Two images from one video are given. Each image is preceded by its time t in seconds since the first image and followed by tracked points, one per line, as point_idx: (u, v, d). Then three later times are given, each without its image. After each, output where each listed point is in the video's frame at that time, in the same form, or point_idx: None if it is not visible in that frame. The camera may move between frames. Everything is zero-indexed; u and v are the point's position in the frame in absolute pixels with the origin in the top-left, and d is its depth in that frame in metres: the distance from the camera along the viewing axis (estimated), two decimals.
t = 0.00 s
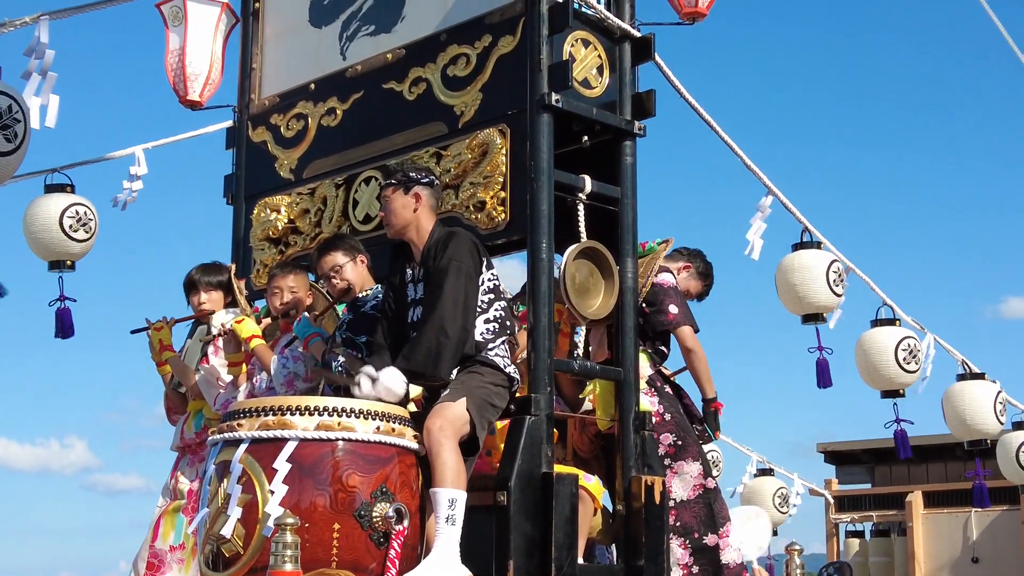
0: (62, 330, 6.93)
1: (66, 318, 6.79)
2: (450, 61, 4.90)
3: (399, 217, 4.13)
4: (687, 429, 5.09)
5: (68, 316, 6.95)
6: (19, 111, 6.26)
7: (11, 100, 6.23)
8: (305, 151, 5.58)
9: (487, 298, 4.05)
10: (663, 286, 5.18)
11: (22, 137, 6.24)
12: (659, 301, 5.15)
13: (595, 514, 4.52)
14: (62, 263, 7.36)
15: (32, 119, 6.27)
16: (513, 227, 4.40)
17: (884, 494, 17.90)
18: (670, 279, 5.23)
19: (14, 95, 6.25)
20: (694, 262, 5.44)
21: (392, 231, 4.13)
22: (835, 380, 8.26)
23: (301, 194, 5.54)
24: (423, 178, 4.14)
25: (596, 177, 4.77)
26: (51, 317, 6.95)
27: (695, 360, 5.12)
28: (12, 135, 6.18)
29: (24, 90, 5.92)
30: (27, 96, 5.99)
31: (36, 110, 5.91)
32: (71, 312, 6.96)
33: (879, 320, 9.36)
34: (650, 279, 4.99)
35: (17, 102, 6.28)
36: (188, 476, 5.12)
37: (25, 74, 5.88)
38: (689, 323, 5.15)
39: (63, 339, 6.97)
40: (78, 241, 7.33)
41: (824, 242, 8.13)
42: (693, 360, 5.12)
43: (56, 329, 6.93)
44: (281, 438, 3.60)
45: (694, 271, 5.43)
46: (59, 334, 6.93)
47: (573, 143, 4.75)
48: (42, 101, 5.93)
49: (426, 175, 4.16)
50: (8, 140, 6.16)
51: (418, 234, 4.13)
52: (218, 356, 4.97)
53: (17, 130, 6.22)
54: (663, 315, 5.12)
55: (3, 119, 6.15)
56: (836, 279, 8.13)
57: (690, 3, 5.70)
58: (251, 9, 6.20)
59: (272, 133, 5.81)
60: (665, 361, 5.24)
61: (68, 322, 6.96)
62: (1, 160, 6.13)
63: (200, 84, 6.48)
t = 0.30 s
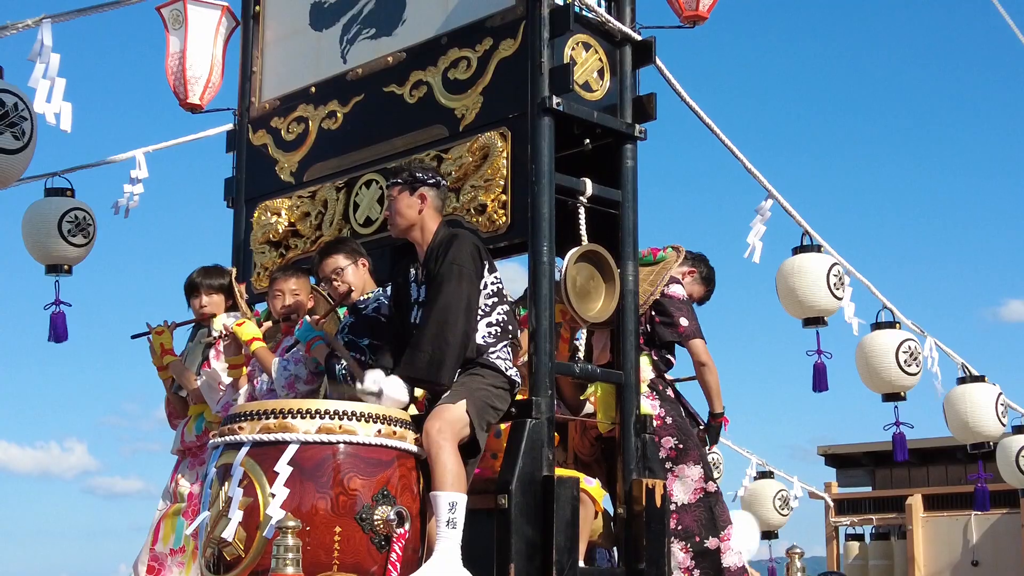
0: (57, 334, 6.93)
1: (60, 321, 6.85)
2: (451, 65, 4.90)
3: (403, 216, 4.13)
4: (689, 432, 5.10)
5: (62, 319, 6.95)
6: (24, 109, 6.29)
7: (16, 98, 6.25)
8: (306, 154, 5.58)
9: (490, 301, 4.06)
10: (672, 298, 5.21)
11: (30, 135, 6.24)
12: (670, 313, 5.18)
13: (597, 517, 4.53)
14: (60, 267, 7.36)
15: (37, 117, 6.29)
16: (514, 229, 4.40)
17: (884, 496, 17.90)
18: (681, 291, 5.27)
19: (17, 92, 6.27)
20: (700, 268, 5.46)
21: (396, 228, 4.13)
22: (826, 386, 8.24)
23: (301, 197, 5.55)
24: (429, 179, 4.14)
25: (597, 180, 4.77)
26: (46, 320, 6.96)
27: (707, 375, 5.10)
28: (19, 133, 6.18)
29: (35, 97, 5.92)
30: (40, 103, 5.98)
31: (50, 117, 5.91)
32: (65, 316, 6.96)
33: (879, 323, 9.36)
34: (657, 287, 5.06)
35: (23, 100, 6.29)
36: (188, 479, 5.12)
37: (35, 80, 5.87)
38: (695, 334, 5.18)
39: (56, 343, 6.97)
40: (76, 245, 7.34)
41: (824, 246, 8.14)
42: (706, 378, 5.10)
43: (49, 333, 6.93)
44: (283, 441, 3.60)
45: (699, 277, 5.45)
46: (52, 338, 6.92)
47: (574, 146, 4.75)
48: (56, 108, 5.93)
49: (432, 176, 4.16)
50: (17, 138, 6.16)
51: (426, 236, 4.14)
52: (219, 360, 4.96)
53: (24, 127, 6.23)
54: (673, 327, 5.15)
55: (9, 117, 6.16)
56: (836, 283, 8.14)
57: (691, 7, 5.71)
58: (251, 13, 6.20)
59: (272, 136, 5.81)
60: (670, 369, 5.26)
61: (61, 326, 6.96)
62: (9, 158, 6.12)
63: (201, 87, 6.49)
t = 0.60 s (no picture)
0: (51, 335, 6.93)
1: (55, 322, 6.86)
2: (451, 66, 4.90)
3: (404, 216, 4.13)
4: (690, 434, 5.10)
5: (57, 321, 6.96)
6: (19, 113, 6.29)
7: (12, 102, 6.25)
8: (307, 157, 5.58)
9: (492, 300, 4.05)
10: (677, 304, 5.18)
11: (23, 139, 6.25)
12: (675, 318, 5.14)
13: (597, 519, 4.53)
14: (58, 268, 7.35)
15: (32, 121, 6.30)
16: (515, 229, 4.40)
17: (885, 498, 17.89)
18: (688, 296, 5.23)
19: (14, 96, 6.28)
20: (704, 272, 5.44)
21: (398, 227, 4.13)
22: (824, 389, 8.23)
23: (302, 199, 5.55)
24: (429, 178, 4.14)
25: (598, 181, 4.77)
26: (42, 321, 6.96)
27: (708, 383, 5.10)
28: (13, 138, 6.18)
29: (35, 98, 5.91)
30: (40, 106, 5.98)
31: (51, 119, 5.90)
32: (59, 317, 6.97)
33: (880, 325, 9.36)
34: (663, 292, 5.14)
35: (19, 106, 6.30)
36: (188, 482, 5.12)
37: (35, 82, 5.87)
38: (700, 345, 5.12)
39: (48, 344, 6.96)
40: (76, 246, 7.34)
41: (825, 248, 8.13)
42: (708, 385, 5.10)
43: (42, 333, 6.93)
44: (284, 442, 3.60)
45: (705, 281, 5.43)
46: (45, 339, 6.92)
47: (576, 147, 4.75)
48: (56, 110, 5.93)
49: (432, 175, 4.16)
50: (9, 142, 6.17)
51: (427, 235, 4.14)
52: (219, 363, 4.97)
53: (18, 131, 6.24)
54: (678, 333, 5.12)
55: (4, 121, 6.16)
56: (836, 285, 8.13)
57: (692, 8, 5.72)
58: (252, 15, 6.20)
59: (274, 138, 5.81)
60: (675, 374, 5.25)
61: (55, 327, 6.96)
62: (3, 162, 6.12)
63: (202, 89, 6.49)
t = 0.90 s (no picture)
0: (63, 335, 6.93)
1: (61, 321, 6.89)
2: (454, 66, 4.90)
3: (404, 221, 4.13)
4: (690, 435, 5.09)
5: (66, 321, 6.95)
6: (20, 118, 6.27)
7: (12, 108, 6.23)
8: (309, 157, 5.58)
9: (496, 300, 4.05)
10: (679, 300, 5.14)
11: (22, 144, 6.24)
12: (678, 314, 5.12)
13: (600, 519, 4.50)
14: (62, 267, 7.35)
15: (31, 126, 6.28)
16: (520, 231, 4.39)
17: (887, 499, 17.88)
18: (691, 292, 5.20)
19: (16, 101, 6.26)
20: (707, 269, 5.44)
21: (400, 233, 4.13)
22: (825, 389, 8.22)
23: (305, 199, 5.54)
24: (425, 182, 4.13)
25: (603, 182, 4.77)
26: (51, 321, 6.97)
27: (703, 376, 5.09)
28: (11, 143, 6.18)
29: (30, 96, 5.91)
30: (33, 103, 5.98)
31: (43, 116, 5.91)
32: (69, 317, 6.96)
33: (882, 325, 9.35)
34: (666, 291, 5.11)
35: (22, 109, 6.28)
36: (191, 481, 5.13)
37: (32, 78, 5.87)
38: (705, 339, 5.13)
39: (63, 344, 6.97)
40: (80, 245, 7.34)
41: (828, 248, 8.12)
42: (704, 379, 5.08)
43: (55, 334, 6.92)
44: (287, 442, 3.60)
45: (706, 280, 5.43)
46: (55, 339, 6.92)
47: (579, 147, 4.74)
48: (47, 107, 5.93)
49: (428, 178, 4.16)
50: (7, 147, 6.17)
51: (427, 233, 4.12)
52: (225, 364, 5.00)
53: (17, 137, 6.22)
54: (681, 328, 5.09)
55: (3, 126, 6.15)
56: (839, 285, 8.12)
57: (695, 7, 5.71)
58: (254, 15, 6.19)
59: (276, 139, 5.81)
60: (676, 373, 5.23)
61: (67, 327, 6.96)
62: None
63: (204, 89, 6.49)
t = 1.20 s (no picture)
0: (65, 335, 6.94)
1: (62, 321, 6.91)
2: (457, 66, 4.90)
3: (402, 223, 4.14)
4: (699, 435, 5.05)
5: (68, 321, 6.95)
6: (27, 114, 6.27)
7: (19, 104, 6.22)
8: (312, 157, 5.58)
9: (498, 298, 4.04)
10: (677, 297, 5.16)
11: (30, 141, 6.25)
12: (676, 312, 5.13)
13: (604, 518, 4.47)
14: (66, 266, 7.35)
15: (37, 122, 6.29)
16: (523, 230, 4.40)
17: (891, 498, 17.88)
18: (688, 288, 5.22)
19: (22, 96, 6.25)
20: (703, 255, 5.43)
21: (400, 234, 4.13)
22: (837, 387, 8.23)
23: (308, 199, 5.55)
24: (417, 183, 4.12)
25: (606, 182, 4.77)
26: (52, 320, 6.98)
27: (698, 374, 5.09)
28: (20, 140, 6.19)
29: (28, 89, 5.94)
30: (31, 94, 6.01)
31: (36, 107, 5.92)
32: (72, 317, 6.96)
33: (885, 324, 9.34)
34: (664, 288, 5.06)
35: (29, 104, 6.28)
36: (194, 481, 5.13)
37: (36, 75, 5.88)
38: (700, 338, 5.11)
39: (61, 343, 6.97)
40: (85, 245, 7.34)
41: (832, 246, 8.12)
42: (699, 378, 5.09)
43: (55, 333, 6.93)
44: (291, 442, 3.59)
45: (704, 268, 5.42)
46: (56, 338, 6.92)
47: (582, 147, 4.75)
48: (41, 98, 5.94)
49: (421, 179, 4.14)
50: (16, 144, 6.18)
51: (426, 232, 4.12)
52: (231, 365, 5.00)
53: (25, 133, 6.23)
54: (680, 326, 5.10)
55: (11, 123, 6.15)
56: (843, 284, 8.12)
57: (698, 7, 5.71)
58: (257, 15, 6.20)
59: (279, 138, 5.81)
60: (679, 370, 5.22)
61: (68, 327, 6.96)
62: (4, 164, 6.15)
63: (207, 89, 6.50)
